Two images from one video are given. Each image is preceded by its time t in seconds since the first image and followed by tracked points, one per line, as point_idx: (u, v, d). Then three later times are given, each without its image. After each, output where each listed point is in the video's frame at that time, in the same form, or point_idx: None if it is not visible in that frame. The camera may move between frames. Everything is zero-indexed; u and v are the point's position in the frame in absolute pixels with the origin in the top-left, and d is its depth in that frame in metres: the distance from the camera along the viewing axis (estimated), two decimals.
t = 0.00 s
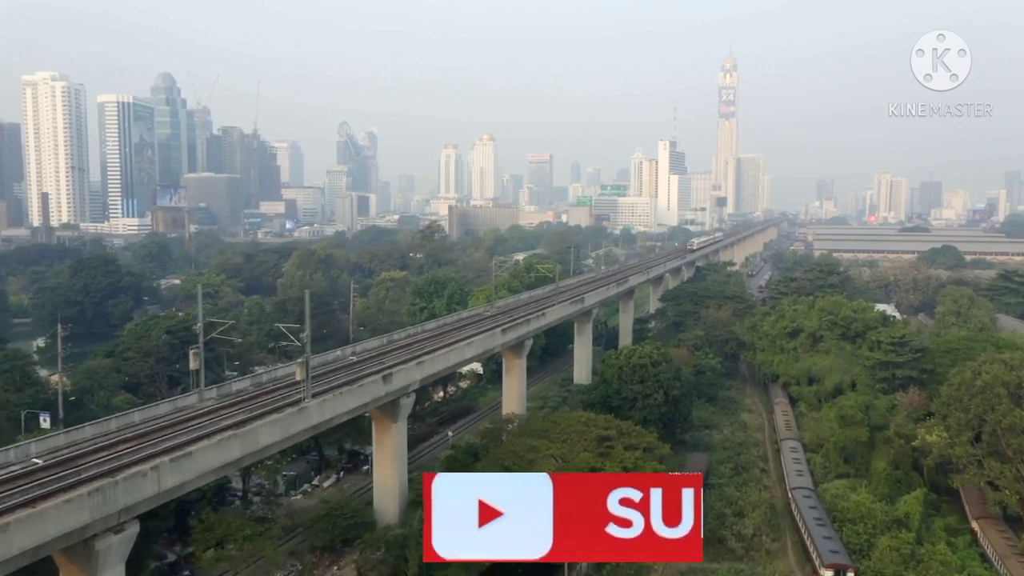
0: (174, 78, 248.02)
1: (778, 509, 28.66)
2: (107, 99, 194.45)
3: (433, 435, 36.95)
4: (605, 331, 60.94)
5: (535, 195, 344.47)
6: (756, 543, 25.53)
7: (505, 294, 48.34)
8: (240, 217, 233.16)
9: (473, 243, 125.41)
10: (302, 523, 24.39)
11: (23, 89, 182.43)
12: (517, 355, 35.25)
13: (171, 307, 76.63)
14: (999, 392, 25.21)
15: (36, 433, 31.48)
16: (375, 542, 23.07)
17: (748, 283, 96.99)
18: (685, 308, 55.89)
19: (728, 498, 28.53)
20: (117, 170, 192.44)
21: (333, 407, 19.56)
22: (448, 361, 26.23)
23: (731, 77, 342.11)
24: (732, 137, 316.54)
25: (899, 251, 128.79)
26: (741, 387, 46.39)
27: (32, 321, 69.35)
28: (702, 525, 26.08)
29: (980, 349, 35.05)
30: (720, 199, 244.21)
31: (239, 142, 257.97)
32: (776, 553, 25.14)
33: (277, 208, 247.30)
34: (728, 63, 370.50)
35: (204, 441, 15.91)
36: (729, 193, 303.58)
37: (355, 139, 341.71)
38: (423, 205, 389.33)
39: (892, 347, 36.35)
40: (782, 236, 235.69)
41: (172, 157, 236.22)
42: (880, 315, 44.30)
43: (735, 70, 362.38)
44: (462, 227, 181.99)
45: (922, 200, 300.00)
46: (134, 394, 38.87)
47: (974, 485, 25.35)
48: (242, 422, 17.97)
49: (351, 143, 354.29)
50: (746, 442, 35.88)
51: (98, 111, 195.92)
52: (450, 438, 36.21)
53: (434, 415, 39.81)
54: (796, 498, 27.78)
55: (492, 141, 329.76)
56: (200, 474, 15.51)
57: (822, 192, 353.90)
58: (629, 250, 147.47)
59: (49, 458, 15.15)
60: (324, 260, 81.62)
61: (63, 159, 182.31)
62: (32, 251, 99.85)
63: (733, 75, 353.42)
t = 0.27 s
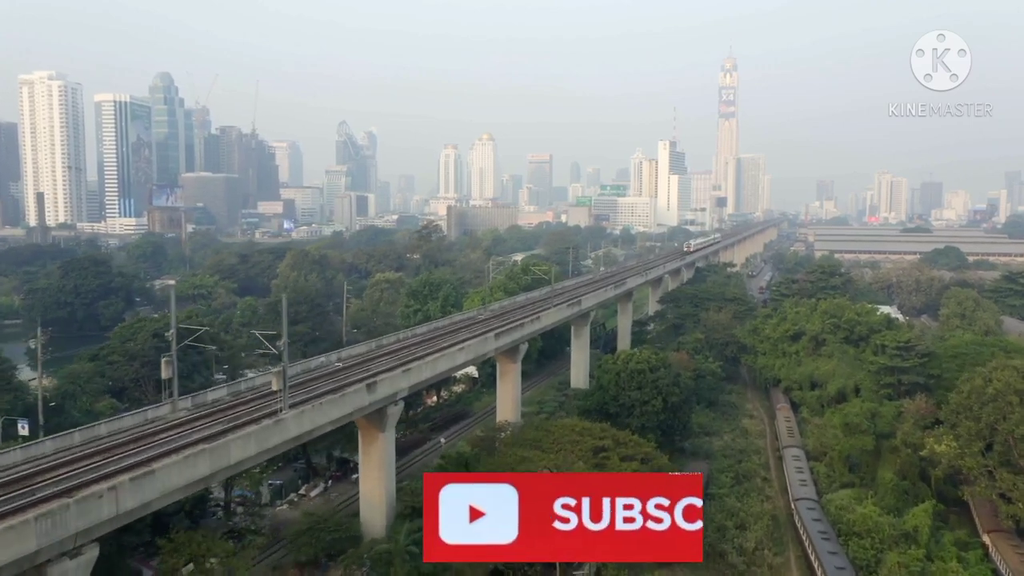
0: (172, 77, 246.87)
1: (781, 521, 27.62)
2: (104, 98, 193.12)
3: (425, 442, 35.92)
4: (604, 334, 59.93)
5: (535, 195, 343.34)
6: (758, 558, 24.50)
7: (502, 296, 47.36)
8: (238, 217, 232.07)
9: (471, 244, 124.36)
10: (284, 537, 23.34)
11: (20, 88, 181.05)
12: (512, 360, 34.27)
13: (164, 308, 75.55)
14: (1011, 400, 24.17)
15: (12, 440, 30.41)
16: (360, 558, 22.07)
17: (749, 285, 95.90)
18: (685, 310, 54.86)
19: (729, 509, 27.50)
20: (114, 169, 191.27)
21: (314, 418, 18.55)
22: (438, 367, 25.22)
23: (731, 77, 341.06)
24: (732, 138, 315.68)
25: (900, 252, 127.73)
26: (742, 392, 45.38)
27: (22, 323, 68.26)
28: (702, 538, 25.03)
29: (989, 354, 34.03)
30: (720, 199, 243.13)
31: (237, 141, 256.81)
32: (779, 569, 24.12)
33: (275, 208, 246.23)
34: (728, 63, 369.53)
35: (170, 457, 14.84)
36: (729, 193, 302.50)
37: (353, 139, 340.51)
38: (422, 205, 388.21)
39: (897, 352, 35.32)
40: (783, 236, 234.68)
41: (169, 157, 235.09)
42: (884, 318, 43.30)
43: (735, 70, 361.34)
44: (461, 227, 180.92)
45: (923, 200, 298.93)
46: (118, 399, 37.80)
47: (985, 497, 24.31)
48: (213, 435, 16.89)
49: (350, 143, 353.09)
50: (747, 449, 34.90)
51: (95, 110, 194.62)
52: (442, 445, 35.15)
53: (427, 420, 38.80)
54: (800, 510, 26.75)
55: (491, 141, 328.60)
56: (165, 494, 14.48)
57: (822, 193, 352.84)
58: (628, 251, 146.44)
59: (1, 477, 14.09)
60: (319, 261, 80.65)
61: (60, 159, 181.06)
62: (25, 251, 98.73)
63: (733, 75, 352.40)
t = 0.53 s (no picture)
0: (170, 77, 245.69)
1: (784, 536, 26.45)
2: (101, 97, 191.84)
3: (415, 450, 34.75)
4: (602, 337, 58.78)
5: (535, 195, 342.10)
6: None
7: (497, 299, 46.18)
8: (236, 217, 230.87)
9: (469, 244, 123.13)
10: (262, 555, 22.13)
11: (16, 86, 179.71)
12: (505, 365, 33.16)
13: (156, 309, 74.36)
14: None
15: None
16: None
17: (749, 286, 94.74)
18: (684, 313, 53.74)
19: (731, 523, 26.33)
20: (110, 169, 190.05)
21: (289, 432, 17.39)
22: (426, 376, 24.09)
23: (731, 77, 339.81)
24: (732, 138, 314.51)
25: (902, 253, 126.48)
26: (743, 397, 44.21)
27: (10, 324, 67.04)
28: (702, 555, 23.85)
29: (999, 360, 32.88)
30: (720, 199, 241.88)
31: (235, 141, 255.57)
32: None
33: (273, 208, 245.03)
34: (728, 63, 368.31)
35: (123, 479, 13.63)
36: (729, 194, 301.25)
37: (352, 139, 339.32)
38: (421, 205, 387.01)
39: (904, 358, 34.21)
40: (783, 237, 233.46)
41: (167, 156, 233.89)
42: (889, 322, 42.17)
43: (735, 70, 360.12)
44: (459, 227, 179.70)
45: (923, 201, 297.65)
46: (99, 405, 36.59)
47: (1000, 513, 23.16)
48: (177, 453, 15.68)
49: (348, 142, 351.82)
50: (748, 458, 33.77)
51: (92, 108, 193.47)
52: (433, 453, 33.95)
53: (418, 427, 37.64)
54: (804, 524, 25.58)
55: (491, 141, 327.33)
56: (119, 518, 13.28)
57: (822, 193, 351.59)
58: (628, 251, 145.22)
59: None
60: (314, 262, 79.47)
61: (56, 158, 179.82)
62: (17, 251, 97.50)
63: (734, 75, 351.21)
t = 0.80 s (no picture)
0: (167, 75, 244.47)
1: (787, 549, 25.52)
2: (97, 96, 190.56)
3: (406, 457, 33.77)
4: (600, 340, 57.78)
5: (535, 194, 340.80)
6: None
7: (493, 301, 45.11)
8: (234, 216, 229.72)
9: (467, 245, 121.95)
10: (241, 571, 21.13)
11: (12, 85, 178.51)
12: (498, 370, 32.20)
13: (148, 311, 73.29)
14: None
15: None
16: None
17: (750, 287, 93.79)
18: (684, 315, 52.67)
19: (733, 537, 25.33)
20: (107, 168, 188.93)
21: (264, 446, 16.40)
22: (415, 383, 23.09)
23: (732, 77, 338.63)
24: (733, 137, 313.34)
25: (904, 253, 125.34)
26: (744, 402, 43.18)
27: None
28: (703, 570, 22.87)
29: (1010, 366, 31.84)
30: (721, 199, 240.69)
31: (233, 140, 254.46)
32: None
33: (271, 208, 243.90)
34: (728, 63, 367.36)
35: (76, 503, 12.62)
36: (729, 194, 300.06)
37: (351, 138, 338.00)
38: (421, 205, 385.67)
39: (910, 363, 33.23)
40: (784, 237, 232.31)
41: (165, 155, 232.70)
42: (894, 325, 41.12)
43: (735, 70, 359.00)
44: (458, 227, 178.53)
45: (923, 201, 296.63)
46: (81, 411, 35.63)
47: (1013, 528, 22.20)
48: (139, 470, 14.65)
49: (347, 142, 350.50)
50: (749, 466, 32.81)
51: (88, 107, 192.22)
52: (424, 461, 32.92)
53: (410, 433, 36.65)
54: (809, 537, 24.59)
55: (490, 140, 326.05)
56: (71, 544, 12.33)
57: (822, 193, 350.49)
58: (627, 252, 144.04)
59: None
60: (308, 262, 78.40)
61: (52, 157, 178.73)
62: (9, 252, 96.30)
63: (734, 74, 350.09)
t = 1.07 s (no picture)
0: (165, 75, 243.68)
1: (791, 563, 24.47)
2: (94, 95, 189.51)
3: (397, 465, 32.76)
4: (598, 342, 56.71)
5: (534, 195, 339.77)
6: None
7: (488, 304, 44.06)
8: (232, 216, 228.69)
9: (465, 245, 121.00)
10: None
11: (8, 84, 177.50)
12: (492, 375, 31.39)
13: (140, 313, 72.33)
14: None
15: None
16: None
17: (750, 288, 92.79)
18: (684, 318, 51.62)
19: (734, 551, 24.33)
20: (104, 168, 187.93)
21: (235, 463, 15.39)
22: (403, 392, 22.09)
23: (732, 77, 337.55)
24: (733, 137, 312.28)
25: (906, 254, 124.26)
26: (745, 407, 42.20)
27: None
28: None
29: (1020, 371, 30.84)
30: (721, 199, 239.71)
31: (231, 140, 253.53)
32: None
33: (269, 208, 242.86)
34: (728, 63, 366.37)
35: (18, 530, 11.55)
36: (729, 194, 299.08)
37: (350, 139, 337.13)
38: (421, 205, 384.55)
39: (916, 368, 32.25)
40: (784, 237, 231.26)
41: (162, 155, 231.72)
42: (899, 329, 40.08)
43: (735, 70, 357.96)
44: (457, 227, 177.48)
45: (923, 201, 295.60)
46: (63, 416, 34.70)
47: None
48: (96, 490, 13.58)
49: (347, 142, 349.59)
50: (751, 475, 31.80)
51: (85, 107, 191.37)
52: (415, 470, 31.85)
53: (402, 440, 35.63)
54: (813, 551, 23.55)
55: (490, 140, 325.07)
56: None
57: (822, 193, 349.39)
58: (627, 252, 143.01)
59: None
60: (304, 263, 77.35)
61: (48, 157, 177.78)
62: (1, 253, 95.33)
63: (734, 74, 349.07)
